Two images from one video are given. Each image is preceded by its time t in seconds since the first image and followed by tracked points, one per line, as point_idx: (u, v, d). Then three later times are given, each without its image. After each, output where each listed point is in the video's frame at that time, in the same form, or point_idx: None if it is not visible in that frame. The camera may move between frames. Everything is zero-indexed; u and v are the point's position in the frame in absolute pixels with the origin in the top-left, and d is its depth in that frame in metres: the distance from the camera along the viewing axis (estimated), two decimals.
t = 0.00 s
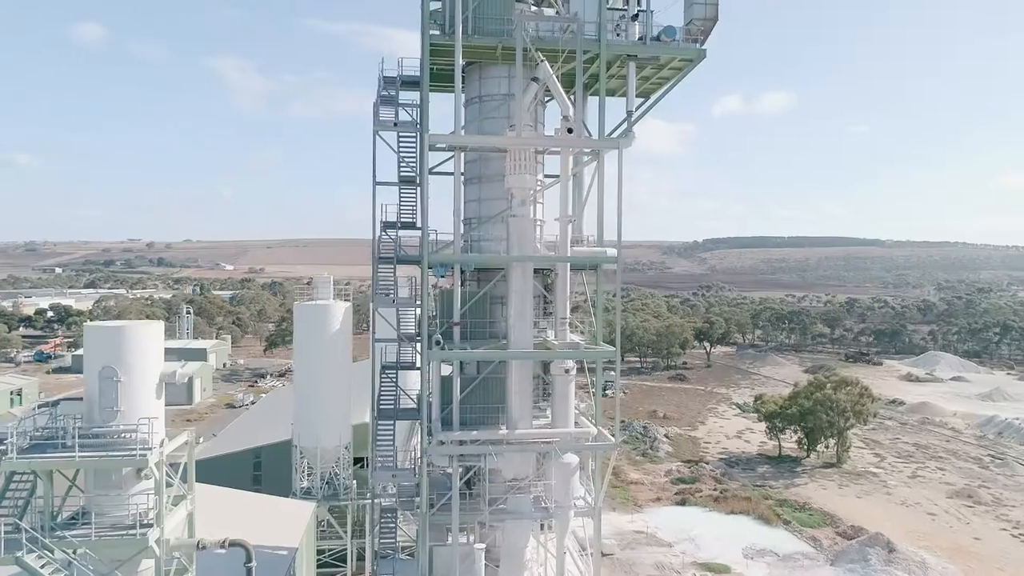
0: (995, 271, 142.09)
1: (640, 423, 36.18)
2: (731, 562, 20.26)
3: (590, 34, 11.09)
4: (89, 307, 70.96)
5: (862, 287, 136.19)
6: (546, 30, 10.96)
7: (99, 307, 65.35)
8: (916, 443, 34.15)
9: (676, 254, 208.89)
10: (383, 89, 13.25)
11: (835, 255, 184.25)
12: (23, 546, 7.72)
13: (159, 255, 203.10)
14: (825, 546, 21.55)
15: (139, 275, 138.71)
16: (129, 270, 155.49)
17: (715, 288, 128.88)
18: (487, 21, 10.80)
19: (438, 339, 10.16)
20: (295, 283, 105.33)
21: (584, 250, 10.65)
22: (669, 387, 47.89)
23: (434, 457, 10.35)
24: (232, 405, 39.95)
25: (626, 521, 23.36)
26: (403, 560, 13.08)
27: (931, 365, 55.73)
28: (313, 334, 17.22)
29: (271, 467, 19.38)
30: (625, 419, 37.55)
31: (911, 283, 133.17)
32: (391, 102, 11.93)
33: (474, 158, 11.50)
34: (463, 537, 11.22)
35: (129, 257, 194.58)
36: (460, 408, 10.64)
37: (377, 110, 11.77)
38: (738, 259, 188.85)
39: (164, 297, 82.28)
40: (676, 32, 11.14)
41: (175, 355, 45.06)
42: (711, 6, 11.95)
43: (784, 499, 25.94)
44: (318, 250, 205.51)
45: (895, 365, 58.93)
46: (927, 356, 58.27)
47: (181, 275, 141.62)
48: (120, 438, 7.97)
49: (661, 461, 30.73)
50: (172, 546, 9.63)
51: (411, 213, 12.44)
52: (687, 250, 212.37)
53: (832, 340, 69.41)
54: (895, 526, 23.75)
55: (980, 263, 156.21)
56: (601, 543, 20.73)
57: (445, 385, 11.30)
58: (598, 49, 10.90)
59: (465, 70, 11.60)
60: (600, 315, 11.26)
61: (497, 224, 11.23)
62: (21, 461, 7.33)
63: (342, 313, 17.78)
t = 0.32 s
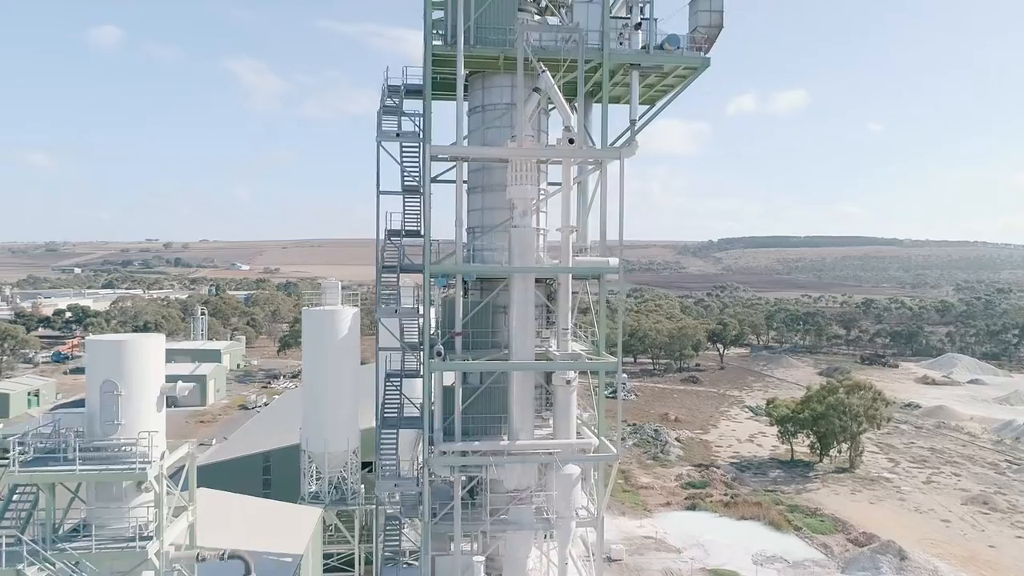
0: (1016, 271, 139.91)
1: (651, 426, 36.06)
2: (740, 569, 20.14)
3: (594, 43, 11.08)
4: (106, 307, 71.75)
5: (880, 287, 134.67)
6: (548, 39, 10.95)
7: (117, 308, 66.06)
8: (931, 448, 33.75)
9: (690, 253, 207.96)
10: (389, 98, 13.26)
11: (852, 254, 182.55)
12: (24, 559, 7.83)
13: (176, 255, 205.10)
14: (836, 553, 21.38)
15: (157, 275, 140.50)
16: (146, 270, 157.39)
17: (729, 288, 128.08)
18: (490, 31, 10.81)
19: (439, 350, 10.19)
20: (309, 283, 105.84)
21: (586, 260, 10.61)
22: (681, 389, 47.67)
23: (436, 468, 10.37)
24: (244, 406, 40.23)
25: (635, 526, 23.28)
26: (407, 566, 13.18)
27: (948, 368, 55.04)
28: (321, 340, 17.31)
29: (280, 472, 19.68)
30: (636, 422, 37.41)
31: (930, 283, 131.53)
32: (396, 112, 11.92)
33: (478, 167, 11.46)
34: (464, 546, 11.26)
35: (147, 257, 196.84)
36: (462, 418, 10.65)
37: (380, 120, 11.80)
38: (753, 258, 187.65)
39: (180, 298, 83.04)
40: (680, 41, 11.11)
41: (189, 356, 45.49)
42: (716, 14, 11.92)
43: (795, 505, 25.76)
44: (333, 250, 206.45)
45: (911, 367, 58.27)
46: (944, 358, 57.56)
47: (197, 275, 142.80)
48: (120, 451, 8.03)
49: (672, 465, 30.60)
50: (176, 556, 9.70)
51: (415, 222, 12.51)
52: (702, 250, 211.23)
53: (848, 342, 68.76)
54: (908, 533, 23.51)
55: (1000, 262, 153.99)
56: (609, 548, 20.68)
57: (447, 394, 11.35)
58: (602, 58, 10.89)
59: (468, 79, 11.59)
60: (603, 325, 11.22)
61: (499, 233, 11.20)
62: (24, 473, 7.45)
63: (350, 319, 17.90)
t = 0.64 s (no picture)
0: None
1: (661, 429, 35.95)
2: None
3: (595, 52, 11.06)
4: (122, 308, 72.45)
5: (896, 288, 133.25)
6: (549, 49, 10.95)
7: (132, 309, 66.68)
8: (945, 452, 33.39)
9: (704, 253, 206.93)
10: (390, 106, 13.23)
11: (868, 254, 180.88)
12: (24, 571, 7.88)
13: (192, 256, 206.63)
14: (845, 561, 21.21)
15: (172, 275, 142.02)
16: (164, 271, 158.49)
17: (742, 288, 127.22)
18: (491, 41, 10.80)
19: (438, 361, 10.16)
20: (322, 284, 106.28)
21: (586, 271, 10.57)
22: (692, 392, 47.50)
23: (436, 478, 10.38)
24: (256, 407, 40.50)
25: (643, 531, 23.24)
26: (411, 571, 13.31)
27: (963, 371, 54.40)
28: (327, 346, 17.31)
29: (288, 475, 19.90)
30: (646, 425, 37.31)
31: (947, 283, 129.97)
32: (396, 122, 11.90)
33: (479, 176, 11.41)
34: (465, 555, 11.29)
35: (163, 257, 198.73)
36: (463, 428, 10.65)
37: (382, 130, 11.79)
38: (767, 258, 186.49)
39: (195, 299, 83.69)
40: (682, 49, 11.06)
41: (202, 358, 45.85)
42: (720, 20, 11.85)
43: (805, 510, 25.55)
44: (346, 250, 207.22)
45: (926, 370, 57.67)
46: (960, 360, 56.91)
47: (212, 275, 143.80)
48: (120, 465, 8.05)
49: (681, 469, 30.48)
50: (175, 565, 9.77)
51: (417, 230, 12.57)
52: (715, 250, 210.16)
53: (861, 344, 68.19)
54: (919, 540, 23.26)
55: (1019, 263, 151.87)
56: (615, 554, 20.63)
57: (448, 404, 11.35)
58: (603, 68, 10.88)
59: (470, 88, 11.56)
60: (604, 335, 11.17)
61: (500, 242, 11.16)
62: (23, 487, 7.51)
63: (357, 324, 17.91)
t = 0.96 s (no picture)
0: None
1: (671, 432, 35.83)
2: None
3: (596, 61, 11.05)
4: (137, 308, 73.10)
5: (912, 287, 131.81)
6: (550, 58, 10.96)
7: (146, 308, 67.27)
8: (959, 457, 33.03)
9: (717, 253, 205.73)
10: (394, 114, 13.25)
11: (884, 253, 179.15)
12: None
13: (207, 255, 208.15)
14: (855, 567, 21.05)
15: (186, 275, 143.31)
16: (179, 270, 159.62)
17: (756, 288, 126.35)
18: (492, 51, 10.82)
19: (439, 371, 10.14)
20: (335, 284, 106.67)
21: (587, 282, 10.55)
22: (703, 394, 47.33)
23: (436, 488, 10.38)
24: (267, 408, 40.73)
25: (651, 536, 23.17)
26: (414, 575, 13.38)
27: (980, 373, 53.78)
28: (332, 350, 17.33)
29: (296, 480, 20.00)
30: (656, 428, 37.19)
31: (964, 283, 128.38)
32: (399, 131, 11.92)
33: (481, 185, 11.42)
34: (467, 563, 11.30)
35: (179, 257, 200.40)
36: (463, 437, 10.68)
37: (385, 139, 11.80)
38: (782, 258, 185.17)
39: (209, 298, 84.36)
40: (685, 58, 11.01)
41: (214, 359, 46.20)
42: (724, 28, 11.79)
43: (816, 515, 25.37)
44: (359, 249, 207.90)
45: (942, 371, 57.07)
46: (976, 362, 56.28)
47: (226, 275, 144.76)
48: (119, 478, 8.08)
49: (691, 473, 30.36)
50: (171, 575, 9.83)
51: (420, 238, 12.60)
52: (729, 249, 209.02)
53: (876, 345, 67.57)
54: (930, 546, 23.04)
55: None
56: (622, 559, 20.58)
57: (449, 413, 11.38)
58: (605, 77, 10.85)
59: (471, 98, 11.59)
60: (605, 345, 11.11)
61: (501, 252, 11.16)
62: (22, 499, 7.57)
63: (363, 328, 17.86)
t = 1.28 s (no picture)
0: None
1: (680, 434, 35.74)
2: None
3: (596, 69, 11.03)
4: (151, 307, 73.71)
5: (928, 286, 130.40)
6: (550, 67, 10.98)
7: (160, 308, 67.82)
8: (972, 460, 32.67)
9: (730, 251, 204.47)
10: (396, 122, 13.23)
11: (899, 252, 177.36)
12: None
13: (221, 253, 209.44)
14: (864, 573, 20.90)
15: (200, 275, 144.37)
16: (192, 269, 160.45)
17: (769, 287, 125.49)
18: (492, 60, 10.84)
19: (438, 381, 10.20)
20: (347, 283, 107.01)
21: (586, 292, 10.54)
22: (713, 394, 47.13)
23: (436, 497, 10.39)
24: (278, 408, 40.98)
25: (658, 540, 23.13)
26: None
27: (995, 374, 53.17)
28: (339, 356, 17.40)
29: (303, 482, 20.16)
30: (665, 430, 37.09)
31: (980, 282, 126.95)
32: (401, 138, 11.90)
33: (483, 194, 11.39)
34: (467, 570, 11.31)
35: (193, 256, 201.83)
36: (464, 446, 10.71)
37: (386, 147, 11.78)
38: (796, 257, 183.58)
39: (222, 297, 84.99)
40: (685, 66, 10.97)
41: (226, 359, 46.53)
42: (726, 34, 11.72)
43: (825, 520, 25.19)
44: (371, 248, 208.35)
45: (957, 372, 56.47)
46: (991, 363, 55.62)
47: (239, 274, 145.50)
48: (118, 490, 8.14)
49: (699, 475, 30.25)
50: None
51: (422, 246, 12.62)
52: (743, 248, 207.75)
53: (890, 345, 66.95)
54: (942, 552, 22.82)
55: None
56: (628, 564, 20.53)
57: (450, 422, 11.39)
58: (605, 85, 10.82)
59: (472, 106, 11.57)
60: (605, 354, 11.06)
61: (501, 261, 11.18)
62: (21, 511, 7.64)
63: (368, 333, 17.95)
